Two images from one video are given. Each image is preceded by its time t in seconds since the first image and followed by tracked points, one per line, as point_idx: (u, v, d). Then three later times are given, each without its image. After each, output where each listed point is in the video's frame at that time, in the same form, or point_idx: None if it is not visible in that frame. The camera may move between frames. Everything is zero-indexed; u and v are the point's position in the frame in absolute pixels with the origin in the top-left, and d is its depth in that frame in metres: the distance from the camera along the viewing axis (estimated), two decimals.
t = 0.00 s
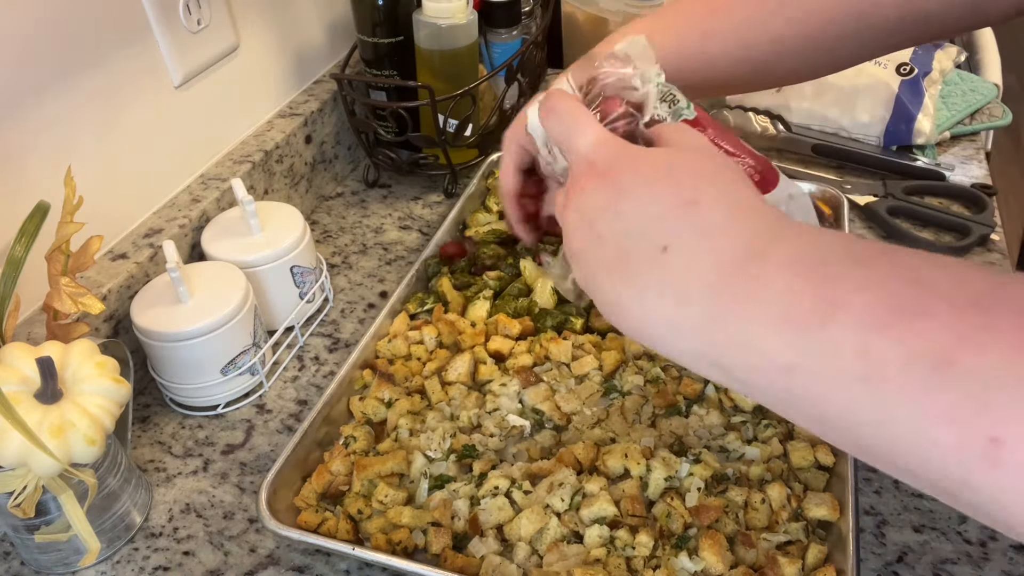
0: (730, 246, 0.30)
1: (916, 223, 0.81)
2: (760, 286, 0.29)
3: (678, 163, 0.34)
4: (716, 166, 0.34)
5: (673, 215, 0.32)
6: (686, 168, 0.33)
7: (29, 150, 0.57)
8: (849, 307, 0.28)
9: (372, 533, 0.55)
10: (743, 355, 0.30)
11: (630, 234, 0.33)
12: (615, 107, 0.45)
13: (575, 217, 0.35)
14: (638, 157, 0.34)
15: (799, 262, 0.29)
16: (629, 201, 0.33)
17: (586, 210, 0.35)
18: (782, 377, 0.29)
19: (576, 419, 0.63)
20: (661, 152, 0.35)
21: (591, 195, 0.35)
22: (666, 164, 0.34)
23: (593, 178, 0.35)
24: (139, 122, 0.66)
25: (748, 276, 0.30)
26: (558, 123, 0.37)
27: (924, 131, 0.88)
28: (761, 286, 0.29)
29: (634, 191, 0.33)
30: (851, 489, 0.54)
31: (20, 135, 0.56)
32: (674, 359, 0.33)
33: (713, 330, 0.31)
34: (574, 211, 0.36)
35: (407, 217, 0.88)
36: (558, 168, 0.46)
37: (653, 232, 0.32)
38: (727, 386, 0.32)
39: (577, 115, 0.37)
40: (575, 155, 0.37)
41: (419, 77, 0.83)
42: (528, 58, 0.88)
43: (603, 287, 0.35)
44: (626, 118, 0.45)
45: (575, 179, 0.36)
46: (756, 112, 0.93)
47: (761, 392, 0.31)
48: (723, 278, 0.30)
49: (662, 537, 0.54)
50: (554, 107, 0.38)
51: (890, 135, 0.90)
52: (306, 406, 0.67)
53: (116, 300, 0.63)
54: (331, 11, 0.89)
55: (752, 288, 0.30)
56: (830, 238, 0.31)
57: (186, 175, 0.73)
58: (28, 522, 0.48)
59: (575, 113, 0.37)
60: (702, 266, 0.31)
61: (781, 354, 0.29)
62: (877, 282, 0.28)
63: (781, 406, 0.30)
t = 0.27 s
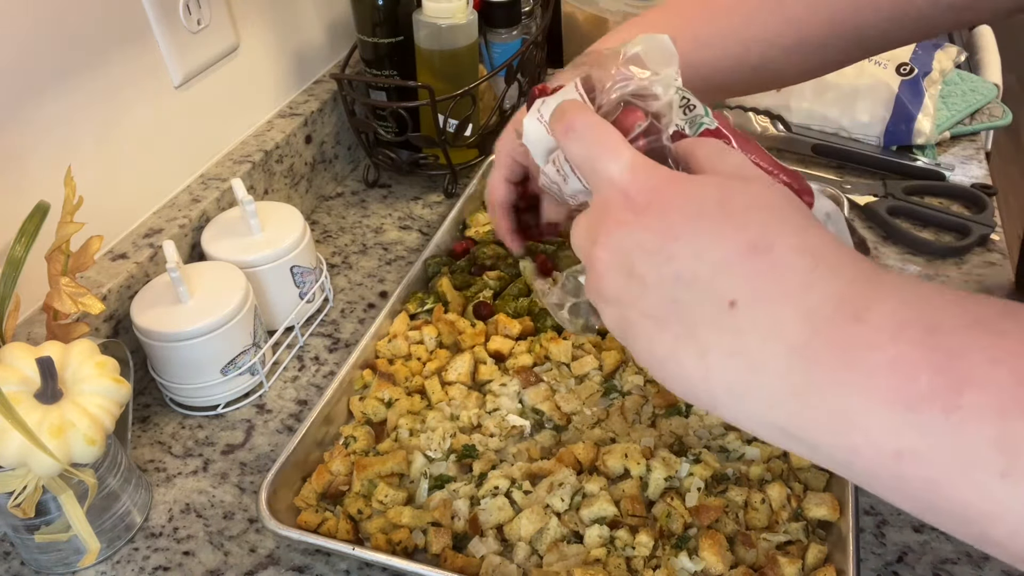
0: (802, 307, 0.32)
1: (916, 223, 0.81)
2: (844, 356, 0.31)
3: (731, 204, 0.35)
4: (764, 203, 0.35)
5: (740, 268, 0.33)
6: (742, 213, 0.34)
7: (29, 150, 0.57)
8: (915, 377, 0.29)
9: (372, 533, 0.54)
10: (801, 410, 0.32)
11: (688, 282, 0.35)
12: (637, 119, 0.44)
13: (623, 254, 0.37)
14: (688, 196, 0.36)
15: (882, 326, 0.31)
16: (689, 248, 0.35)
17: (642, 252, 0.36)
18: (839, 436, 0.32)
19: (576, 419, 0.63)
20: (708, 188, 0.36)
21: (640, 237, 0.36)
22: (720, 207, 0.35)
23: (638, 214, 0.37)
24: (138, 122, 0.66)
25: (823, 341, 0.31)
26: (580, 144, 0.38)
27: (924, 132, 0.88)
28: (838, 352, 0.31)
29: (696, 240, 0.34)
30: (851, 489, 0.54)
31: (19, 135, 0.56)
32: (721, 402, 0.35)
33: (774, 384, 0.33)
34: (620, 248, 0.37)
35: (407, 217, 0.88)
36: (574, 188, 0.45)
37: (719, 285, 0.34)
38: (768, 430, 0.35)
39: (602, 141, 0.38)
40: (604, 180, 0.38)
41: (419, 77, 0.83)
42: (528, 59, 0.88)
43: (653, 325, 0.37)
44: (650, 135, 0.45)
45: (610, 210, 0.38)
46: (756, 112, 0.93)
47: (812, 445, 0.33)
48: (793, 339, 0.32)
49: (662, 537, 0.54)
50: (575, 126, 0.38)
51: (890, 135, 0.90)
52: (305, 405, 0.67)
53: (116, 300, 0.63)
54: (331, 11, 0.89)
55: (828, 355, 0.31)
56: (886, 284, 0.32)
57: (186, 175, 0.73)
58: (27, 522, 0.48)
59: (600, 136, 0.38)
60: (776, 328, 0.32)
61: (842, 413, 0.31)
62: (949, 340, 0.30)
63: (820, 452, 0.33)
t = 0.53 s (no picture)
0: (811, 288, 0.32)
1: (916, 223, 0.81)
2: (852, 336, 0.31)
3: (744, 184, 0.35)
4: (778, 184, 0.35)
5: (750, 248, 0.33)
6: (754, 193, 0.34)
7: (29, 150, 0.57)
8: (921, 356, 0.29)
9: (372, 533, 0.54)
10: (810, 388, 0.32)
11: (700, 261, 0.35)
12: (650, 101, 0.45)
13: (637, 233, 0.37)
14: (701, 176, 0.36)
15: (889, 307, 0.30)
16: (701, 228, 0.35)
17: (655, 233, 0.36)
18: (847, 414, 0.32)
19: (576, 419, 0.63)
20: (722, 170, 0.36)
21: (653, 218, 0.36)
22: (733, 188, 0.35)
23: (651, 194, 0.37)
24: (138, 122, 0.66)
25: (831, 321, 0.31)
26: (595, 126, 0.39)
27: (924, 132, 0.88)
28: (847, 331, 0.31)
29: (707, 220, 0.34)
30: (851, 489, 0.54)
31: (19, 135, 0.56)
32: (733, 379, 0.35)
33: (782, 364, 0.33)
34: (634, 228, 0.37)
35: (407, 217, 0.88)
36: (588, 170, 0.47)
37: (729, 264, 0.34)
38: (780, 409, 0.35)
39: (619, 122, 0.38)
40: (620, 163, 0.38)
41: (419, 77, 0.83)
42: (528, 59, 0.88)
43: (664, 303, 0.37)
44: (663, 118, 0.45)
45: (623, 190, 0.38)
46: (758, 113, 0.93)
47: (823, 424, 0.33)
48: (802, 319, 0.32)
49: (662, 537, 0.54)
50: (591, 108, 0.39)
51: (890, 135, 0.90)
52: (305, 405, 0.67)
53: (116, 300, 0.63)
54: (331, 11, 0.89)
55: (836, 334, 0.31)
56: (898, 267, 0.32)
57: (186, 175, 0.73)
58: (27, 522, 0.48)
59: (616, 117, 0.38)
60: (785, 307, 0.32)
61: (849, 392, 0.31)
62: (956, 321, 0.29)
63: (831, 430, 0.33)
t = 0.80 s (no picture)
0: (821, 289, 0.31)
1: (916, 223, 0.81)
2: (862, 338, 0.30)
3: (751, 184, 0.35)
4: (785, 185, 0.35)
5: (758, 247, 0.33)
6: (761, 193, 0.34)
7: (30, 150, 0.57)
8: (934, 360, 0.29)
9: (372, 533, 0.54)
10: (819, 391, 0.32)
11: (706, 262, 0.34)
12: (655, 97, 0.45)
13: (640, 233, 0.37)
14: (707, 175, 0.36)
15: (900, 309, 0.30)
16: (708, 227, 0.34)
17: (659, 232, 0.36)
18: (858, 417, 0.31)
19: (576, 419, 0.63)
20: (727, 169, 0.36)
21: (658, 217, 0.36)
22: (739, 188, 0.35)
23: (655, 193, 0.37)
24: (138, 122, 0.66)
25: (841, 322, 0.31)
26: (600, 123, 0.39)
27: (923, 132, 0.88)
28: (858, 333, 0.30)
29: (714, 219, 0.34)
30: (851, 489, 0.54)
31: (19, 135, 0.56)
32: (740, 382, 0.35)
33: (790, 365, 0.32)
34: (637, 227, 0.37)
35: (407, 217, 0.88)
36: (591, 168, 0.46)
37: (737, 264, 0.33)
38: (788, 412, 0.34)
39: (622, 121, 0.38)
40: (622, 160, 0.39)
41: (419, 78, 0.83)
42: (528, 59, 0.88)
43: (670, 304, 0.37)
44: (669, 116, 0.44)
45: (627, 188, 0.38)
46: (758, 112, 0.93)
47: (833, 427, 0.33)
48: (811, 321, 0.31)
49: (662, 537, 0.54)
50: (595, 105, 0.39)
51: (890, 136, 0.89)
52: (305, 406, 0.67)
53: (116, 300, 0.63)
54: (331, 11, 0.89)
55: (847, 337, 0.31)
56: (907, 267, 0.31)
57: (186, 175, 0.73)
58: (27, 522, 0.48)
59: (620, 115, 0.38)
60: (794, 309, 0.32)
61: (861, 395, 0.31)
62: (968, 324, 0.29)
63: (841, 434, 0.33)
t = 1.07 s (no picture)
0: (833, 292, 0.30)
1: (916, 223, 0.81)
2: (876, 345, 0.29)
3: (761, 182, 0.33)
4: (797, 184, 0.33)
5: (768, 247, 0.32)
6: (772, 191, 0.33)
7: (30, 150, 0.57)
8: (951, 369, 0.28)
9: (372, 533, 0.54)
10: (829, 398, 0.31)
11: (712, 262, 0.33)
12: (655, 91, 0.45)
13: (644, 231, 0.36)
14: (715, 172, 0.35)
15: (915, 314, 0.29)
16: (714, 225, 0.33)
17: (664, 230, 0.35)
18: (870, 427, 0.30)
19: (576, 419, 0.64)
20: (736, 166, 0.35)
21: (662, 214, 0.35)
22: (749, 185, 0.34)
23: (660, 190, 0.36)
24: (138, 122, 0.66)
25: (854, 326, 0.30)
26: (600, 115, 0.39)
27: (923, 131, 0.88)
28: (872, 338, 0.29)
29: (719, 218, 0.33)
30: (851, 489, 0.54)
31: (19, 135, 0.56)
32: (747, 389, 0.34)
33: (800, 371, 0.31)
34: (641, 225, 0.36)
35: (407, 217, 0.88)
36: (589, 161, 0.46)
37: (745, 264, 0.32)
38: (796, 420, 0.33)
39: (624, 114, 0.38)
40: (623, 154, 0.38)
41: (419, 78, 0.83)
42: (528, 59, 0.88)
43: (674, 305, 0.36)
44: (670, 109, 0.45)
45: (628, 184, 0.38)
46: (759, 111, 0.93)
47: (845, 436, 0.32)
48: (822, 324, 0.30)
49: (662, 537, 0.54)
50: (595, 98, 0.39)
51: (890, 136, 0.89)
52: (305, 406, 0.67)
53: (116, 300, 0.63)
54: (331, 11, 0.89)
55: (860, 343, 0.29)
56: (926, 272, 0.30)
57: (186, 175, 0.73)
58: (27, 522, 0.48)
59: (621, 109, 0.38)
60: (805, 314, 0.31)
61: (873, 403, 0.30)
62: (988, 333, 0.28)
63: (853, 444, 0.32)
